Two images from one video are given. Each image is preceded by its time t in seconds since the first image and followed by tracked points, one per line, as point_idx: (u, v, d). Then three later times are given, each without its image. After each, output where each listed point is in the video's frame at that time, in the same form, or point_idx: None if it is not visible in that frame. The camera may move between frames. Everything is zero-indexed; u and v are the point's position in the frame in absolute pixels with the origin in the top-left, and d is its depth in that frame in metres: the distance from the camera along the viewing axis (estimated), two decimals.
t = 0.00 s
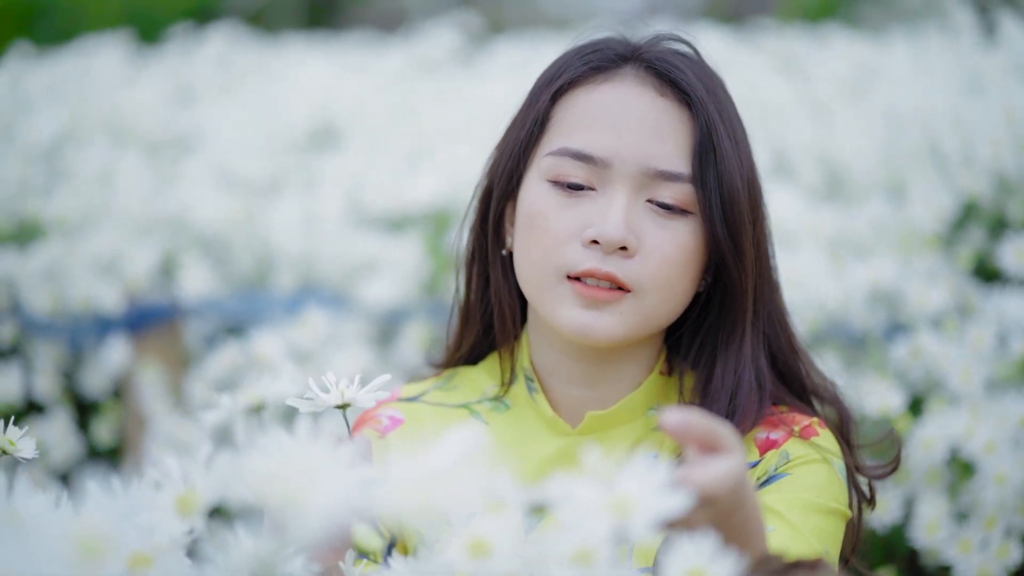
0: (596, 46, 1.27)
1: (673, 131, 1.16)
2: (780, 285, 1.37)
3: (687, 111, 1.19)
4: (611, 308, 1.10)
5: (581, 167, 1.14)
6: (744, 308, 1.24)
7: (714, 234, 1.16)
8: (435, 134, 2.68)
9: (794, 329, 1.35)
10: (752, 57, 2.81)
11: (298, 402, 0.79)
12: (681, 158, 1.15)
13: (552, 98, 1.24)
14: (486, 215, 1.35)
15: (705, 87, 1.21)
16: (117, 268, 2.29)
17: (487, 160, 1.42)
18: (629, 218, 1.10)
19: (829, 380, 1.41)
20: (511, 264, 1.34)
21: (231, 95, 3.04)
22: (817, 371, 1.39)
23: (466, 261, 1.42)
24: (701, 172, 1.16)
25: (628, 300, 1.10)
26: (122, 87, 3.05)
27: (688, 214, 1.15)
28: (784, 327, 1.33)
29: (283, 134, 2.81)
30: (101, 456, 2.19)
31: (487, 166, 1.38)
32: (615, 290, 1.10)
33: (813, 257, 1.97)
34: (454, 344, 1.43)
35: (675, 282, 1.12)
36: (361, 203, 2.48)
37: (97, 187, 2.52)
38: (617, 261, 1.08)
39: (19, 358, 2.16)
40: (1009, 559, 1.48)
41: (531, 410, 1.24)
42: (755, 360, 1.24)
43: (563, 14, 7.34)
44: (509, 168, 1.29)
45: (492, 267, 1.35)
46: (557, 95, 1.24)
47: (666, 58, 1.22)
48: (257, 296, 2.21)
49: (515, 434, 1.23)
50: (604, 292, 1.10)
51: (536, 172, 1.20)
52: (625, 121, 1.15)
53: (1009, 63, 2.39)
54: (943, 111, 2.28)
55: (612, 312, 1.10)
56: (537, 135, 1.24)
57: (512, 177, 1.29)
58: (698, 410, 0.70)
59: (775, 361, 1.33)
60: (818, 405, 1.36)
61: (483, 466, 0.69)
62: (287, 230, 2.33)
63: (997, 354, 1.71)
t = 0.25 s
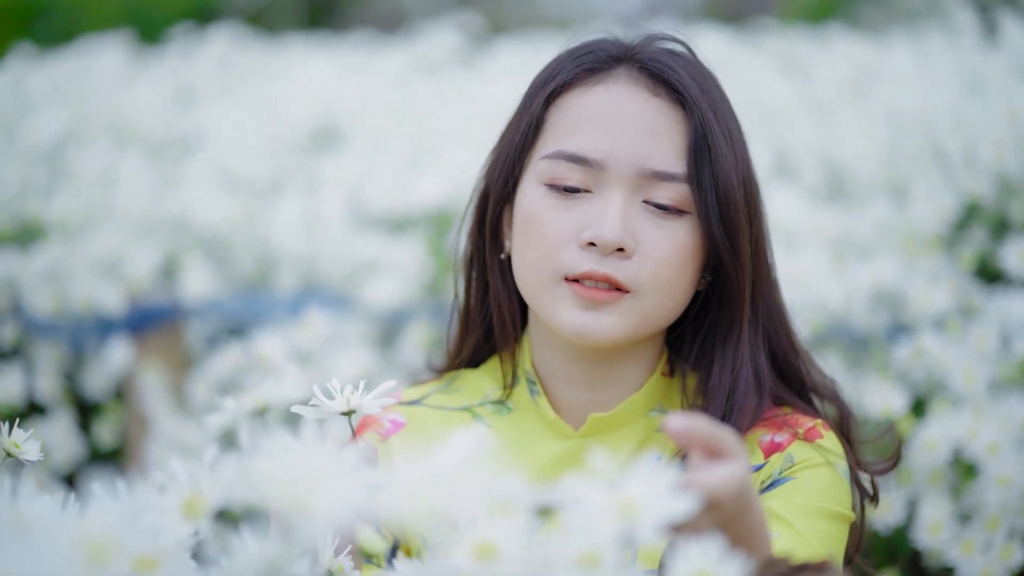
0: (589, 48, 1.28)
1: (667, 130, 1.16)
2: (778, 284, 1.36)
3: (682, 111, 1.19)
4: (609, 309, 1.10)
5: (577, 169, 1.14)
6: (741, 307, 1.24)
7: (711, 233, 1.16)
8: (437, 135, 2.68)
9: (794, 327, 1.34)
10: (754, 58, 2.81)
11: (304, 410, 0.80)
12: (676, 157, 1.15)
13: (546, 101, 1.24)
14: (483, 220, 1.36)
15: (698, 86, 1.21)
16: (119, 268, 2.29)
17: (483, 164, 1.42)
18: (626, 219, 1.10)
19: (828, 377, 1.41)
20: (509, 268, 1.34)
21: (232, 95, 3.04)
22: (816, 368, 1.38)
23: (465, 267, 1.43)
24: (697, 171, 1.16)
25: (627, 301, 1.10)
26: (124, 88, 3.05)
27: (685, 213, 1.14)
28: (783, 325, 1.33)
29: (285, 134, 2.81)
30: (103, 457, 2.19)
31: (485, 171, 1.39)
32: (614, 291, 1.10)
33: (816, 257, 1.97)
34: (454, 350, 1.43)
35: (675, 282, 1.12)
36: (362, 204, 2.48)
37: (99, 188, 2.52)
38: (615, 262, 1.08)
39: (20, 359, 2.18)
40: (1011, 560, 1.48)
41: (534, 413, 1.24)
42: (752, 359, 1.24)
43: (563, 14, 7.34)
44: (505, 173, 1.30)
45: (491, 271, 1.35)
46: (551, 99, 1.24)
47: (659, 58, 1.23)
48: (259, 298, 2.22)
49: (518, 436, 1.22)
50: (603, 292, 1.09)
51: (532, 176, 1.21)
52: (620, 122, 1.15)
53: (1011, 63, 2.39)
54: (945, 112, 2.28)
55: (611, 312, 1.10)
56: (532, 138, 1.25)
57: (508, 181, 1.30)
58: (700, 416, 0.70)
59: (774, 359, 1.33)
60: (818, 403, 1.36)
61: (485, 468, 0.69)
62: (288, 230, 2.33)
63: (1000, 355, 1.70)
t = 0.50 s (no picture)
0: (579, 47, 1.27)
1: (661, 127, 1.16)
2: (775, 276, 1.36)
3: (675, 106, 1.19)
4: (609, 308, 1.10)
5: (572, 170, 1.14)
6: (737, 303, 1.24)
7: (708, 228, 1.16)
8: (438, 134, 2.67)
9: (792, 320, 1.35)
10: (756, 58, 2.81)
11: (310, 412, 0.80)
12: (671, 153, 1.15)
13: (539, 102, 1.24)
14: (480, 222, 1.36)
15: (690, 80, 1.21)
16: (121, 268, 2.29)
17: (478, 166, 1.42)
18: (623, 217, 1.10)
19: (827, 368, 1.41)
20: (508, 271, 1.34)
21: (234, 95, 3.04)
22: (814, 361, 1.39)
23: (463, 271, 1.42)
24: (692, 167, 1.16)
25: (627, 299, 1.10)
26: (125, 88, 3.05)
27: (682, 209, 1.14)
28: (782, 318, 1.33)
29: (286, 134, 2.81)
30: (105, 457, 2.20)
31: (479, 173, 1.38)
32: (613, 289, 1.10)
33: (818, 257, 1.97)
34: (454, 353, 1.43)
35: (674, 279, 1.12)
36: (364, 204, 2.48)
37: (100, 188, 2.52)
38: (613, 261, 1.09)
39: (23, 360, 2.20)
40: (1015, 560, 1.45)
41: (538, 413, 1.24)
42: (750, 355, 1.24)
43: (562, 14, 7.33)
44: (501, 175, 1.29)
45: (489, 275, 1.35)
46: (543, 100, 1.24)
47: (650, 55, 1.23)
48: (260, 298, 2.22)
49: (521, 436, 1.22)
50: (602, 291, 1.09)
51: (527, 178, 1.21)
52: (613, 120, 1.15)
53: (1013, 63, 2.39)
54: (948, 112, 2.27)
55: (611, 311, 1.10)
56: (526, 139, 1.25)
57: (503, 184, 1.29)
58: (704, 417, 0.71)
59: (773, 353, 1.33)
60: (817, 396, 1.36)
61: (492, 465, 0.68)
62: (290, 230, 2.33)
63: (1003, 355, 1.70)
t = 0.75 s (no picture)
0: (568, 48, 1.28)
1: (653, 123, 1.16)
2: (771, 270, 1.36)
3: (666, 102, 1.19)
4: (610, 306, 1.09)
5: (566, 171, 1.14)
6: (731, 297, 1.24)
7: (704, 222, 1.16)
8: (441, 133, 2.67)
9: (787, 312, 1.35)
10: (758, 58, 2.81)
11: (316, 414, 0.79)
12: (664, 149, 1.15)
13: (529, 105, 1.25)
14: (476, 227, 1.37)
15: (679, 74, 1.22)
16: (123, 268, 2.28)
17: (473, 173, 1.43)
18: (619, 216, 1.10)
19: (823, 359, 1.41)
20: (505, 275, 1.34)
21: (236, 95, 3.04)
22: (811, 353, 1.39)
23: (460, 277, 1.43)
24: (685, 162, 1.16)
25: (628, 296, 1.09)
26: (127, 87, 3.05)
27: (677, 205, 1.14)
28: (775, 311, 1.33)
29: (289, 133, 2.80)
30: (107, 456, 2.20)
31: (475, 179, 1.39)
32: (613, 287, 1.09)
33: (822, 257, 1.96)
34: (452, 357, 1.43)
35: (673, 275, 1.12)
36: (366, 203, 2.49)
37: (103, 188, 2.52)
38: (612, 260, 1.08)
39: (24, 360, 2.20)
40: (1019, 560, 1.46)
41: (541, 413, 1.24)
42: (745, 349, 1.24)
43: (563, 14, 7.32)
44: (494, 180, 1.31)
45: (487, 278, 1.35)
46: (534, 102, 1.24)
47: (637, 52, 1.23)
48: (261, 298, 2.25)
49: (524, 436, 1.23)
50: (602, 290, 1.09)
51: (522, 182, 1.21)
52: (605, 118, 1.15)
53: (1016, 63, 2.39)
54: (951, 111, 2.27)
55: (612, 309, 1.09)
56: (519, 143, 1.25)
57: (497, 188, 1.31)
58: (710, 417, 0.69)
59: (771, 346, 1.33)
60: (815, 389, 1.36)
61: (497, 465, 0.69)
62: (291, 229, 2.32)
63: (1008, 355, 1.70)
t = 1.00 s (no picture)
0: (554, 50, 1.28)
1: (643, 120, 1.16)
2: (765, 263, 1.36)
3: (655, 97, 1.19)
4: (610, 305, 1.09)
5: (559, 173, 1.15)
6: (723, 290, 1.23)
7: (698, 216, 1.16)
8: (443, 132, 2.66)
9: (783, 303, 1.34)
10: (761, 58, 2.81)
11: (321, 417, 0.79)
12: (655, 145, 1.15)
13: (518, 109, 1.25)
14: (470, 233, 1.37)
15: (665, 68, 1.22)
16: (124, 268, 2.28)
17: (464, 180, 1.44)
18: (614, 215, 1.10)
19: (820, 351, 1.41)
20: (502, 280, 1.35)
21: (238, 94, 3.04)
22: (807, 344, 1.38)
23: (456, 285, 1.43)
24: (676, 157, 1.16)
25: (627, 294, 1.09)
26: (129, 87, 3.05)
27: (671, 200, 1.15)
28: (771, 303, 1.32)
29: (291, 133, 2.80)
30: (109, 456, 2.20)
31: (468, 187, 1.40)
32: (612, 286, 1.10)
33: (825, 257, 1.96)
34: (449, 364, 1.44)
35: (671, 271, 1.12)
36: (368, 204, 2.49)
37: (104, 187, 2.52)
38: (609, 259, 1.08)
39: (25, 359, 2.20)
40: None
41: (544, 413, 1.25)
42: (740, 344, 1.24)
43: (563, 13, 7.32)
44: (486, 187, 1.32)
45: (484, 284, 1.36)
46: (523, 106, 1.25)
47: (623, 50, 1.23)
48: (263, 298, 2.24)
49: (528, 437, 1.24)
50: (601, 289, 1.09)
51: (516, 186, 1.21)
52: (595, 118, 1.15)
53: (1018, 63, 2.39)
54: (953, 111, 2.27)
55: (612, 308, 1.10)
56: (510, 148, 1.26)
57: (490, 195, 1.32)
58: (717, 417, 0.69)
59: (767, 339, 1.33)
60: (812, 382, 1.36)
61: (506, 464, 0.68)
62: (293, 229, 2.32)
63: (1011, 355, 1.69)
